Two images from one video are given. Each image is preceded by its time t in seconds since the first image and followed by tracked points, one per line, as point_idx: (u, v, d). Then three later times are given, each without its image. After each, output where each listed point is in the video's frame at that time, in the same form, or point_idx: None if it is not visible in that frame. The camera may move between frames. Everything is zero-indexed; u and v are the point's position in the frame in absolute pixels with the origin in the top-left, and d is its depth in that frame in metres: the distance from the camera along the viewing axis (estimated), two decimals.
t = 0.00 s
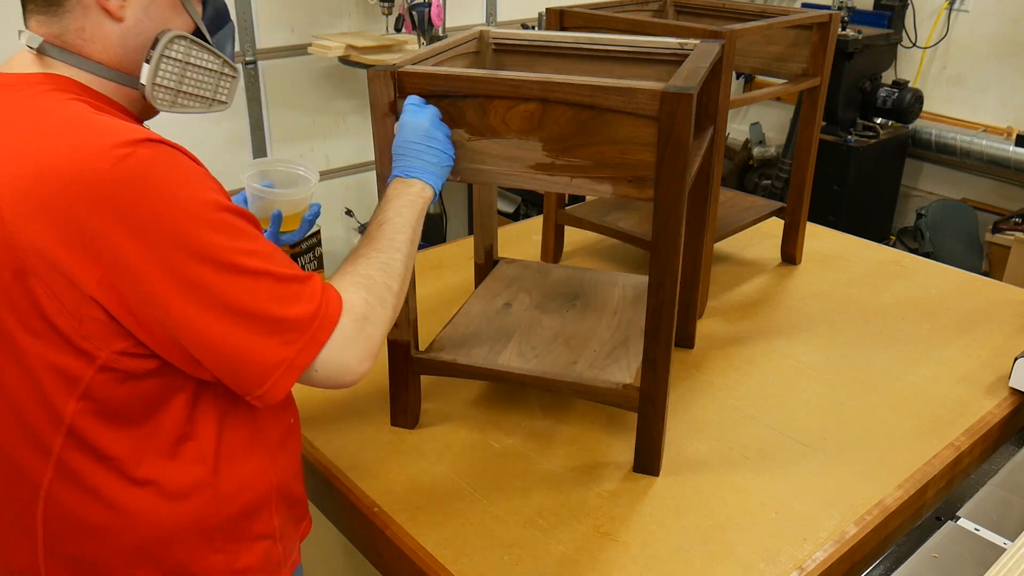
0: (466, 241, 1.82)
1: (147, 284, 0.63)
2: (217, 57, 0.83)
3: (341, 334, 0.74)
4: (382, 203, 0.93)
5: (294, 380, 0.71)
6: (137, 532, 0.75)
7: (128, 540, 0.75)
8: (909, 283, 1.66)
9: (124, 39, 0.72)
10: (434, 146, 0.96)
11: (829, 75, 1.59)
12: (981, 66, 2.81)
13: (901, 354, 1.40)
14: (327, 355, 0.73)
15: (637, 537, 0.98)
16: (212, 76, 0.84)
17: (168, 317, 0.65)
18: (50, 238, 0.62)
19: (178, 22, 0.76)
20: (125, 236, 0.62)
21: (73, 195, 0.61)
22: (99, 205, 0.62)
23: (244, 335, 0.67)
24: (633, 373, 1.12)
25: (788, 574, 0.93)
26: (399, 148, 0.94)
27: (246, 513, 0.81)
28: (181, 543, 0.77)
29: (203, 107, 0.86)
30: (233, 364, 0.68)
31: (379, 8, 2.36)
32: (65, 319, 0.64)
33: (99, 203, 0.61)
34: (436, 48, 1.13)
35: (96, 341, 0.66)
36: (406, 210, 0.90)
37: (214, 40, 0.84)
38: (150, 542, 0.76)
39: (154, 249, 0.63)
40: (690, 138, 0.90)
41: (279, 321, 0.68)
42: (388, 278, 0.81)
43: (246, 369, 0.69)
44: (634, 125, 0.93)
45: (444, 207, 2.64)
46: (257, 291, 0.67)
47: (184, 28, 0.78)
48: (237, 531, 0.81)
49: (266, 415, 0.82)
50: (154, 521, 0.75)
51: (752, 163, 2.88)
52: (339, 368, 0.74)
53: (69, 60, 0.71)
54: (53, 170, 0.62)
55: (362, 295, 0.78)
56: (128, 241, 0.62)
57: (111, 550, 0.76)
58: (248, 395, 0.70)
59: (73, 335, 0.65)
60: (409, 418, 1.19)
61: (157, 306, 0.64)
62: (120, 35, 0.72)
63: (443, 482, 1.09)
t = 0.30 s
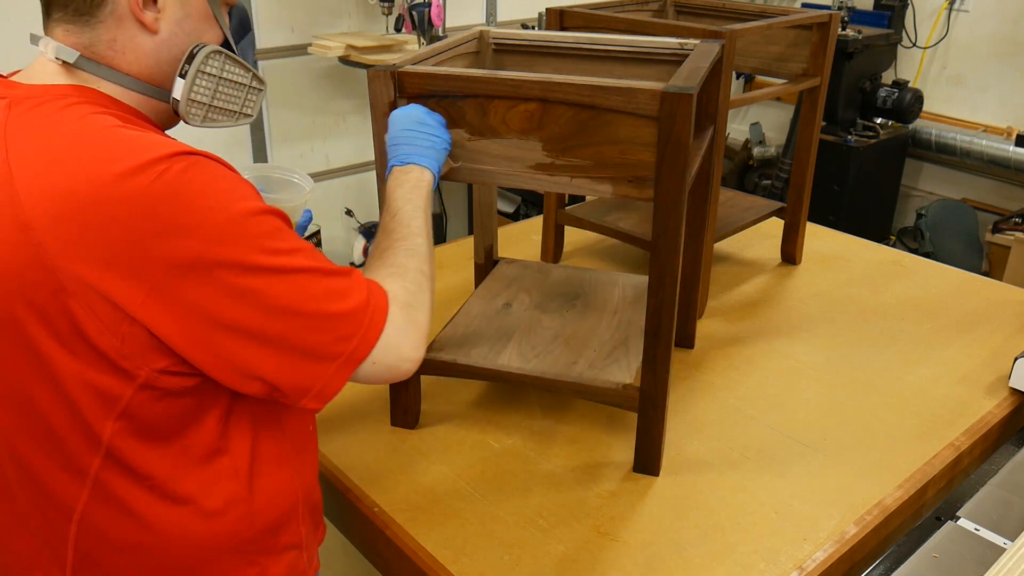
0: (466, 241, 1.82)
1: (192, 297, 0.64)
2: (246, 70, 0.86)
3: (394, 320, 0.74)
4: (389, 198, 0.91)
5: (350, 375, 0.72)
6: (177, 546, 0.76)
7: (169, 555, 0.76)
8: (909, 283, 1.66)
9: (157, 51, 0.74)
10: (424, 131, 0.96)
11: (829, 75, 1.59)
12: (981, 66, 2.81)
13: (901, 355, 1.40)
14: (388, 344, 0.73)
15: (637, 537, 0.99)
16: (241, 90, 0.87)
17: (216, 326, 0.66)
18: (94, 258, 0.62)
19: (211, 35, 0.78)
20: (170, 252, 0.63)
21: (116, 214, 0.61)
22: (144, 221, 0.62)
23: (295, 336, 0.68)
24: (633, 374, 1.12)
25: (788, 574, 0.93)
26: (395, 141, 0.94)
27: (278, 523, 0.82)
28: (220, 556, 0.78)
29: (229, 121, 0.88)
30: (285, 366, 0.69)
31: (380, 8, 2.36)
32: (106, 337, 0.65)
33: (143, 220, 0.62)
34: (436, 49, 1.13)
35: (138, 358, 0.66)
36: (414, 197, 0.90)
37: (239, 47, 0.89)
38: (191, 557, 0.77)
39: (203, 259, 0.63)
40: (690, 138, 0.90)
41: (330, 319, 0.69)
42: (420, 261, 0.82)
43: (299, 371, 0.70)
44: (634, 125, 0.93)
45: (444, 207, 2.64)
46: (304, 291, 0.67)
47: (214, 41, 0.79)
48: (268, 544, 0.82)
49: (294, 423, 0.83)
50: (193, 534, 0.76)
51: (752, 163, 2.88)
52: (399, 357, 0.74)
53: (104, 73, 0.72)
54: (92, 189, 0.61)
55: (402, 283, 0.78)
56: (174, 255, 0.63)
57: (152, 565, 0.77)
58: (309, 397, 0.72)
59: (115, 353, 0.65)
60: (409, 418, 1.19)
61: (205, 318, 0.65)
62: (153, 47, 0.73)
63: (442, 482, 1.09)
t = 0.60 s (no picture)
0: (466, 241, 1.82)
1: (219, 295, 0.65)
2: (262, 76, 0.86)
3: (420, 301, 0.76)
4: (391, 191, 0.91)
5: (384, 357, 0.74)
6: (207, 548, 0.76)
7: (198, 559, 0.76)
8: (909, 284, 1.66)
9: (174, 56, 0.74)
10: (414, 120, 0.96)
11: (829, 75, 1.59)
12: (981, 66, 2.81)
13: (901, 355, 1.40)
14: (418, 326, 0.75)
15: (637, 537, 0.98)
16: (257, 95, 0.87)
17: (244, 322, 0.67)
18: (118, 265, 0.63)
19: (228, 40, 0.78)
20: (196, 252, 0.63)
21: (140, 217, 0.62)
22: (166, 223, 0.62)
23: (324, 327, 0.69)
24: (633, 374, 1.12)
25: (788, 574, 0.93)
26: (387, 136, 0.94)
27: (305, 518, 0.83)
28: (252, 556, 0.79)
29: (244, 126, 0.89)
30: (314, 357, 0.70)
31: (380, 9, 2.36)
32: (130, 341, 0.65)
33: (168, 220, 0.62)
34: (436, 49, 1.13)
35: (164, 359, 0.67)
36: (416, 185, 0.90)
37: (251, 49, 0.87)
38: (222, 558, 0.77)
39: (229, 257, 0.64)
40: (690, 138, 0.90)
41: (358, 306, 0.70)
42: (436, 243, 0.84)
43: (330, 360, 0.71)
44: (634, 125, 0.93)
45: (444, 207, 2.64)
46: (330, 280, 0.68)
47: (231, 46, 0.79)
48: (296, 543, 0.83)
49: (314, 417, 0.84)
50: (222, 536, 0.76)
51: (752, 163, 2.88)
52: (429, 338, 0.76)
53: (121, 77, 0.73)
54: (114, 192, 0.62)
55: (422, 264, 0.80)
56: (200, 255, 0.63)
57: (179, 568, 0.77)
58: (343, 385, 0.73)
59: (142, 356, 0.66)
60: (409, 417, 1.19)
61: (235, 316, 0.66)
62: (170, 52, 0.73)
63: (442, 482, 1.09)
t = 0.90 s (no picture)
0: (465, 241, 1.82)
1: (229, 298, 0.65)
2: (268, 77, 0.86)
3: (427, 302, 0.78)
4: (394, 199, 0.92)
5: (389, 362, 0.74)
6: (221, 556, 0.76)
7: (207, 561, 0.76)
8: (909, 284, 1.66)
9: (182, 57, 0.74)
10: (414, 128, 0.97)
11: (829, 75, 1.59)
12: (981, 65, 2.81)
13: (901, 355, 1.40)
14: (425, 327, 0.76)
15: (637, 537, 0.98)
16: (263, 96, 0.87)
17: (254, 326, 0.67)
18: (128, 268, 0.63)
19: (234, 40, 0.78)
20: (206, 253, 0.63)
21: (150, 222, 0.62)
22: (176, 226, 0.62)
23: (333, 329, 0.69)
24: (633, 374, 1.12)
25: (788, 574, 0.93)
26: (386, 144, 0.95)
27: (315, 521, 0.83)
28: (262, 558, 0.79)
29: (251, 127, 0.89)
30: (323, 361, 0.71)
31: (380, 8, 2.37)
32: (140, 348, 0.65)
33: (179, 224, 0.62)
34: (437, 49, 1.13)
35: (174, 364, 0.67)
36: (417, 193, 0.92)
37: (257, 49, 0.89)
38: (231, 561, 0.77)
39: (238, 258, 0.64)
40: (690, 137, 0.90)
41: (366, 309, 0.70)
42: (439, 246, 0.86)
43: (339, 364, 0.71)
44: (634, 125, 0.93)
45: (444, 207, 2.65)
46: (338, 281, 0.69)
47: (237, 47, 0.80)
48: (307, 546, 0.83)
49: (321, 420, 0.84)
50: (232, 541, 0.76)
51: (752, 163, 2.88)
52: (436, 338, 0.77)
53: (128, 80, 0.72)
54: (123, 196, 0.62)
55: (429, 266, 0.82)
56: (210, 257, 0.64)
57: None
58: (348, 389, 0.73)
59: (151, 362, 0.66)
60: (408, 417, 1.19)
61: (245, 319, 0.66)
62: (178, 54, 0.73)
63: (442, 482, 1.09)
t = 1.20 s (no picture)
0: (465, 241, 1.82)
1: (237, 299, 0.65)
2: (273, 78, 0.86)
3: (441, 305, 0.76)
4: (416, 201, 0.91)
5: (403, 362, 0.73)
6: (228, 557, 0.77)
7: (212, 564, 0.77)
8: (909, 284, 1.66)
9: (186, 58, 0.74)
10: (445, 133, 0.96)
11: (829, 75, 1.59)
12: (981, 66, 2.81)
13: (901, 355, 1.40)
14: (441, 330, 0.75)
15: (637, 537, 0.98)
16: (268, 97, 0.87)
17: (262, 328, 0.66)
18: (135, 270, 0.63)
19: (239, 41, 0.78)
20: (214, 256, 0.63)
21: (158, 224, 0.62)
22: (183, 228, 0.62)
23: (344, 331, 0.68)
24: (632, 374, 1.12)
25: (788, 574, 0.93)
26: (415, 146, 0.94)
27: (322, 526, 0.83)
28: (267, 562, 0.79)
29: (257, 128, 0.89)
30: (334, 361, 0.70)
31: (380, 8, 2.37)
32: (148, 350, 0.65)
33: (186, 227, 0.62)
34: (437, 49, 1.13)
35: (182, 366, 0.67)
36: (441, 194, 0.90)
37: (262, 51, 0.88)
38: (235, 564, 0.78)
39: (246, 261, 0.64)
40: (687, 137, 0.90)
41: (377, 312, 0.69)
42: (458, 248, 0.84)
43: (350, 364, 0.71)
44: (631, 125, 0.93)
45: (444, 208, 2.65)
46: (349, 283, 0.68)
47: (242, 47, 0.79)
48: (312, 551, 0.83)
49: (328, 421, 0.84)
50: (240, 543, 0.77)
51: (753, 163, 2.88)
52: (451, 341, 0.76)
53: (132, 80, 0.73)
54: (131, 198, 0.62)
55: (443, 270, 0.81)
56: (218, 259, 0.63)
57: None
58: (361, 389, 0.72)
59: (158, 364, 0.66)
60: (407, 416, 1.19)
61: (254, 320, 0.66)
62: (182, 54, 0.73)
63: (442, 482, 1.09)
